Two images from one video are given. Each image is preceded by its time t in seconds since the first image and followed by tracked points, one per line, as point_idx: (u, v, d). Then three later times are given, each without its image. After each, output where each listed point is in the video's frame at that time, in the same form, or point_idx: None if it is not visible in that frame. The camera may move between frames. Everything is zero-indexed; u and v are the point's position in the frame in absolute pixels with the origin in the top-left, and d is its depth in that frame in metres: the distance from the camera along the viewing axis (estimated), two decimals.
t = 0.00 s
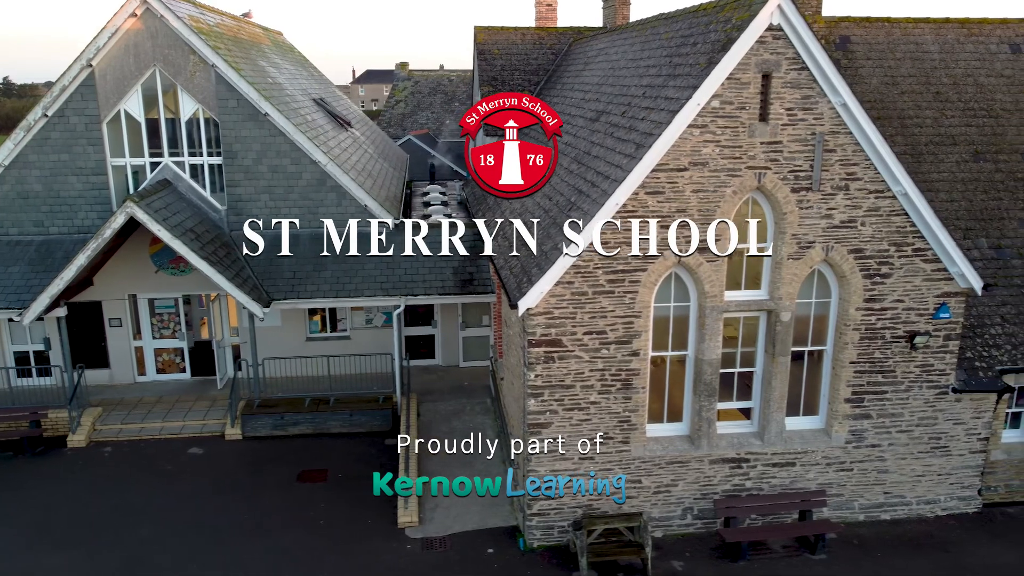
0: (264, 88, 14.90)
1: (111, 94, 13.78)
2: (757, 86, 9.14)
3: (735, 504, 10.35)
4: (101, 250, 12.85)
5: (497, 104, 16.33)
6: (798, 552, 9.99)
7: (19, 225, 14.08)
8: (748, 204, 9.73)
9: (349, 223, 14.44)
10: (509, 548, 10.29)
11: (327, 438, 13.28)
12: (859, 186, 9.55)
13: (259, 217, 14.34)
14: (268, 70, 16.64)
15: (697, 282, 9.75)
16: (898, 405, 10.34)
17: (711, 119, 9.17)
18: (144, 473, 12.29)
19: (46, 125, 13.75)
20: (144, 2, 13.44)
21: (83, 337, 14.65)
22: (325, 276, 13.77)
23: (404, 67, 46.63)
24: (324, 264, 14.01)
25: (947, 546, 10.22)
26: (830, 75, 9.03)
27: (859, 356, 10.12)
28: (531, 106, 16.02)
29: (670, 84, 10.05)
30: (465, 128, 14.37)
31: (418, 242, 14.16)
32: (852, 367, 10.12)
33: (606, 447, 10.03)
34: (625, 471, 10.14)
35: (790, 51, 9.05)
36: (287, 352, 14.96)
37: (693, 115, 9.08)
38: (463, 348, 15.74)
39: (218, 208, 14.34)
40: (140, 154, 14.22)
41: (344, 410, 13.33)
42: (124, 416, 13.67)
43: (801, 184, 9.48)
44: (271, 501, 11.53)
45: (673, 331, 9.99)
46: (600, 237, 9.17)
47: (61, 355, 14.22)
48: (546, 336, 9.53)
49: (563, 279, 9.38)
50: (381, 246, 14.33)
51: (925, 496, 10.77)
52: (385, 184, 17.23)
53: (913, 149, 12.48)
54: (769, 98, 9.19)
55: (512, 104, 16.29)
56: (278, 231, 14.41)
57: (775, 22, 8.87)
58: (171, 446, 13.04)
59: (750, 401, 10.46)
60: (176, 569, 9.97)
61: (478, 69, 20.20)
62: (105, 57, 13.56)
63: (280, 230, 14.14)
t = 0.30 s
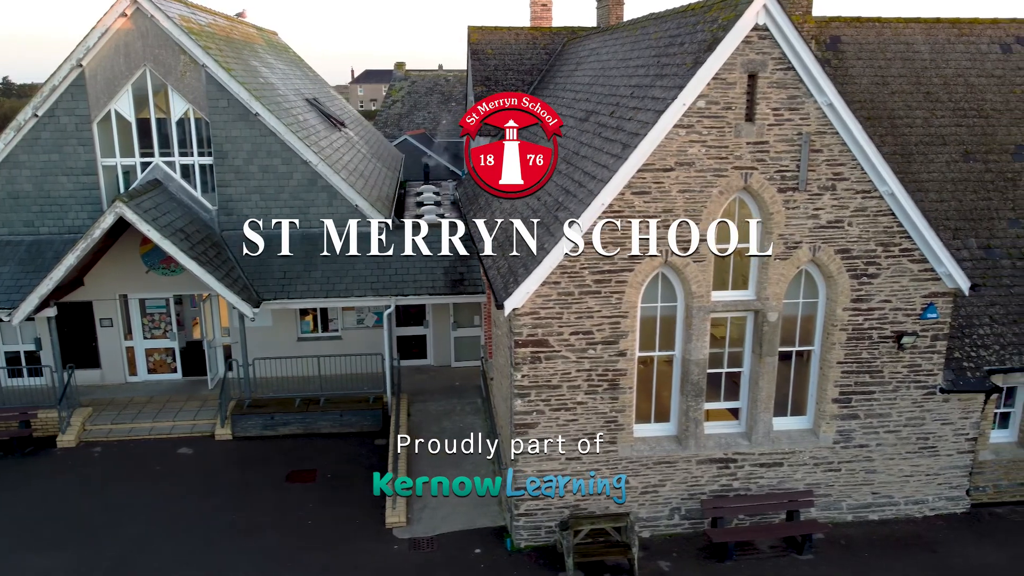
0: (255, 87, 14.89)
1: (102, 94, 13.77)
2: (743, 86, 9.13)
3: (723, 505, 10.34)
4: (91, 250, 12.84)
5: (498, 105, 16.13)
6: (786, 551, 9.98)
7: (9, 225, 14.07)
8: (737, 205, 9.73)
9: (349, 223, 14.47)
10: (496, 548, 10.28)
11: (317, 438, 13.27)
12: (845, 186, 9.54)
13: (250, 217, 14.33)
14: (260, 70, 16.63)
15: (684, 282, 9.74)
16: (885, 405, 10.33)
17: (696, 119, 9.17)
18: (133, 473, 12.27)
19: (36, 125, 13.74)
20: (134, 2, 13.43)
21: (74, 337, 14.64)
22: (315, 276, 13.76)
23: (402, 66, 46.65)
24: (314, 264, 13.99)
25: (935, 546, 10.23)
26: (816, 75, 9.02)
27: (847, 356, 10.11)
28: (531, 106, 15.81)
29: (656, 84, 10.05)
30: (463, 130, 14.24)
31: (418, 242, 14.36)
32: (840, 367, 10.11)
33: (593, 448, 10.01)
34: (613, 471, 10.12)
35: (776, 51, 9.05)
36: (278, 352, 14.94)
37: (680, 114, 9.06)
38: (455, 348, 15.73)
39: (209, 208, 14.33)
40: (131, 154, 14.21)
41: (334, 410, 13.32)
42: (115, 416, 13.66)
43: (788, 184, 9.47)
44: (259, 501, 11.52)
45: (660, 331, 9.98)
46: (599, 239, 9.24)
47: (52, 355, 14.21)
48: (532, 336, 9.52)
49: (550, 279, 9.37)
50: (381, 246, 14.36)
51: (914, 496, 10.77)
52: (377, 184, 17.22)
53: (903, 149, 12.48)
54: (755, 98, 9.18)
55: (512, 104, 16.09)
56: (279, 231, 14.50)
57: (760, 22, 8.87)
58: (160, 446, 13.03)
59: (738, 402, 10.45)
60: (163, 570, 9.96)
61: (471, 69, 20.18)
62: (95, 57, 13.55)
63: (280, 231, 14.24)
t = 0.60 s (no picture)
0: (245, 87, 14.87)
1: (91, 93, 13.76)
2: (728, 85, 9.13)
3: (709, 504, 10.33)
4: (80, 250, 12.84)
5: (498, 103, 15.84)
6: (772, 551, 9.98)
7: None
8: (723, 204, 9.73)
9: (349, 223, 14.42)
10: (483, 548, 10.27)
11: (306, 437, 13.27)
12: (831, 186, 9.54)
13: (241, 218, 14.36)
14: (252, 70, 16.62)
15: (670, 282, 9.73)
16: (872, 405, 10.33)
17: (682, 119, 9.16)
18: (122, 473, 12.27)
19: (25, 124, 13.72)
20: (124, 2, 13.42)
21: (65, 337, 14.63)
22: (305, 276, 13.76)
23: (399, 66, 46.65)
24: (305, 263, 13.98)
25: (921, 546, 10.22)
26: (801, 74, 9.02)
27: (833, 356, 10.11)
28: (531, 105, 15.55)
29: (643, 84, 10.05)
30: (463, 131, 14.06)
31: (419, 242, 14.33)
32: (826, 366, 10.11)
33: (579, 447, 10.00)
34: (599, 471, 10.11)
35: (761, 51, 9.05)
36: (269, 352, 14.94)
37: (665, 113, 9.05)
38: (447, 348, 15.73)
39: (199, 208, 14.33)
40: (121, 153, 14.20)
41: (324, 410, 13.32)
42: (105, 416, 13.65)
43: (773, 184, 9.47)
44: (247, 501, 11.52)
45: (646, 331, 9.97)
46: (600, 238, 9.29)
47: (42, 355, 14.21)
48: (518, 335, 9.52)
49: (536, 279, 9.37)
50: (381, 246, 14.36)
51: (901, 496, 10.77)
52: (369, 184, 17.22)
53: (892, 149, 12.47)
54: (740, 98, 9.18)
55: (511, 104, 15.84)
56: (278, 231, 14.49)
57: (745, 21, 8.87)
58: (150, 446, 13.02)
59: (724, 401, 10.44)
60: (148, 570, 9.95)
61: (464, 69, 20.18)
62: (85, 57, 13.56)
63: (280, 230, 14.21)
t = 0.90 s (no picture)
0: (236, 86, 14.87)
1: (81, 93, 13.77)
2: (712, 85, 9.13)
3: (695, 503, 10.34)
4: (69, 249, 12.84)
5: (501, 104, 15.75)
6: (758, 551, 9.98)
7: None
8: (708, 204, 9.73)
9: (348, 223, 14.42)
10: (469, 547, 10.27)
11: (295, 437, 13.27)
12: (815, 185, 9.54)
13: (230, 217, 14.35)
14: (243, 70, 16.64)
15: (655, 281, 9.73)
16: (858, 404, 10.33)
17: (666, 119, 9.17)
18: (110, 472, 12.27)
19: (14, 123, 13.72)
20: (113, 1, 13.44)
21: (55, 337, 14.64)
22: (294, 275, 13.76)
23: (397, 66, 46.65)
24: (294, 263, 13.98)
25: (906, 546, 10.22)
26: (784, 74, 9.02)
27: (819, 356, 10.11)
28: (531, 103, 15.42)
29: (628, 84, 10.06)
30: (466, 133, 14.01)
31: (419, 242, 14.37)
32: (811, 366, 10.11)
33: (564, 447, 10.00)
34: (585, 470, 10.11)
35: (745, 50, 9.05)
36: (259, 352, 14.95)
37: (648, 113, 9.04)
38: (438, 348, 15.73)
39: (189, 208, 14.32)
40: (110, 153, 14.20)
41: (313, 409, 13.32)
42: (94, 416, 13.65)
43: (757, 183, 9.47)
44: (234, 500, 11.51)
45: (632, 330, 9.97)
46: (589, 238, 9.32)
47: (31, 354, 14.21)
48: (503, 336, 9.52)
49: (519, 279, 9.37)
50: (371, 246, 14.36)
51: (887, 495, 10.77)
52: (361, 184, 17.21)
53: (880, 149, 12.47)
54: (723, 98, 9.18)
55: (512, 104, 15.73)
56: (268, 231, 14.50)
57: (728, 21, 8.87)
58: (138, 445, 13.02)
59: (710, 401, 10.44)
60: (133, 569, 9.94)
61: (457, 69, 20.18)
62: (74, 57, 13.57)
63: (280, 230, 14.24)
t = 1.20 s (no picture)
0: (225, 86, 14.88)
1: (70, 92, 13.78)
2: (694, 85, 9.14)
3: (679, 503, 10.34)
4: (56, 249, 12.84)
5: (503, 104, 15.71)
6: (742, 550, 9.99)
7: None
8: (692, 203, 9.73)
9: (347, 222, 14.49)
10: (453, 547, 10.28)
11: (283, 437, 13.27)
12: (798, 185, 9.54)
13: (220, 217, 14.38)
14: (234, 70, 16.65)
15: (638, 281, 9.72)
16: (842, 404, 10.33)
17: (649, 119, 9.17)
18: (97, 472, 12.28)
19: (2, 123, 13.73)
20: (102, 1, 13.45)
21: (44, 337, 14.65)
22: (283, 275, 13.77)
23: (393, 66, 46.65)
24: (283, 263, 13.98)
25: (891, 545, 10.22)
26: (766, 74, 9.03)
27: (803, 356, 10.11)
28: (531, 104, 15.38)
29: (612, 84, 10.07)
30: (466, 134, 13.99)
31: (419, 242, 14.52)
32: (795, 366, 10.10)
33: (548, 447, 10.01)
34: (569, 470, 10.11)
35: (728, 50, 9.05)
36: (248, 352, 14.95)
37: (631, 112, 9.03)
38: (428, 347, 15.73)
39: (178, 208, 14.33)
40: (99, 153, 14.20)
41: (301, 409, 13.34)
42: (82, 416, 13.65)
43: (740, 183, 9.47)
44: (220, 500, 11.51)
45: (616, 330, 9.97)
46: (572, 238, 9.33)
47: (20, 354, 14.21)
48: (487, 335, 9.53)
49: (502, 279, 9.37)
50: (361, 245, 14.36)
51: (872, 495, 10.77)
52: (352, 183, 17.22)
53: (867, 149, 12.48)
54: (706, 98, 9.19)
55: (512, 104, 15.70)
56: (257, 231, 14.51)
57: (710, 21, 8.87)
58: (126, 445, 13.02)
59: (694, 401, 10.44)
60: (117, 569, 9.95)
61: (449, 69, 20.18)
62: (62, 57, 13.58)
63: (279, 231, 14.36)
